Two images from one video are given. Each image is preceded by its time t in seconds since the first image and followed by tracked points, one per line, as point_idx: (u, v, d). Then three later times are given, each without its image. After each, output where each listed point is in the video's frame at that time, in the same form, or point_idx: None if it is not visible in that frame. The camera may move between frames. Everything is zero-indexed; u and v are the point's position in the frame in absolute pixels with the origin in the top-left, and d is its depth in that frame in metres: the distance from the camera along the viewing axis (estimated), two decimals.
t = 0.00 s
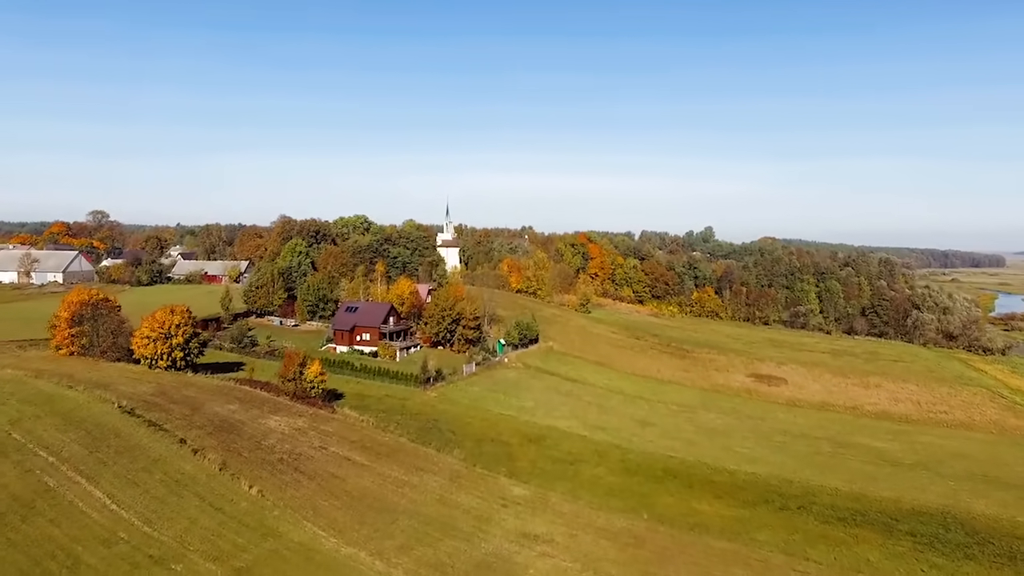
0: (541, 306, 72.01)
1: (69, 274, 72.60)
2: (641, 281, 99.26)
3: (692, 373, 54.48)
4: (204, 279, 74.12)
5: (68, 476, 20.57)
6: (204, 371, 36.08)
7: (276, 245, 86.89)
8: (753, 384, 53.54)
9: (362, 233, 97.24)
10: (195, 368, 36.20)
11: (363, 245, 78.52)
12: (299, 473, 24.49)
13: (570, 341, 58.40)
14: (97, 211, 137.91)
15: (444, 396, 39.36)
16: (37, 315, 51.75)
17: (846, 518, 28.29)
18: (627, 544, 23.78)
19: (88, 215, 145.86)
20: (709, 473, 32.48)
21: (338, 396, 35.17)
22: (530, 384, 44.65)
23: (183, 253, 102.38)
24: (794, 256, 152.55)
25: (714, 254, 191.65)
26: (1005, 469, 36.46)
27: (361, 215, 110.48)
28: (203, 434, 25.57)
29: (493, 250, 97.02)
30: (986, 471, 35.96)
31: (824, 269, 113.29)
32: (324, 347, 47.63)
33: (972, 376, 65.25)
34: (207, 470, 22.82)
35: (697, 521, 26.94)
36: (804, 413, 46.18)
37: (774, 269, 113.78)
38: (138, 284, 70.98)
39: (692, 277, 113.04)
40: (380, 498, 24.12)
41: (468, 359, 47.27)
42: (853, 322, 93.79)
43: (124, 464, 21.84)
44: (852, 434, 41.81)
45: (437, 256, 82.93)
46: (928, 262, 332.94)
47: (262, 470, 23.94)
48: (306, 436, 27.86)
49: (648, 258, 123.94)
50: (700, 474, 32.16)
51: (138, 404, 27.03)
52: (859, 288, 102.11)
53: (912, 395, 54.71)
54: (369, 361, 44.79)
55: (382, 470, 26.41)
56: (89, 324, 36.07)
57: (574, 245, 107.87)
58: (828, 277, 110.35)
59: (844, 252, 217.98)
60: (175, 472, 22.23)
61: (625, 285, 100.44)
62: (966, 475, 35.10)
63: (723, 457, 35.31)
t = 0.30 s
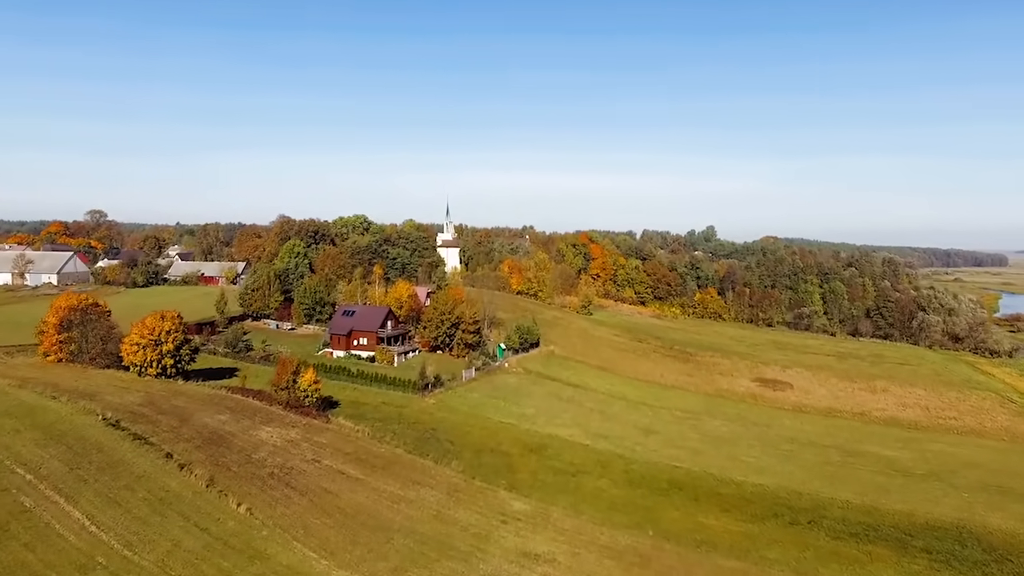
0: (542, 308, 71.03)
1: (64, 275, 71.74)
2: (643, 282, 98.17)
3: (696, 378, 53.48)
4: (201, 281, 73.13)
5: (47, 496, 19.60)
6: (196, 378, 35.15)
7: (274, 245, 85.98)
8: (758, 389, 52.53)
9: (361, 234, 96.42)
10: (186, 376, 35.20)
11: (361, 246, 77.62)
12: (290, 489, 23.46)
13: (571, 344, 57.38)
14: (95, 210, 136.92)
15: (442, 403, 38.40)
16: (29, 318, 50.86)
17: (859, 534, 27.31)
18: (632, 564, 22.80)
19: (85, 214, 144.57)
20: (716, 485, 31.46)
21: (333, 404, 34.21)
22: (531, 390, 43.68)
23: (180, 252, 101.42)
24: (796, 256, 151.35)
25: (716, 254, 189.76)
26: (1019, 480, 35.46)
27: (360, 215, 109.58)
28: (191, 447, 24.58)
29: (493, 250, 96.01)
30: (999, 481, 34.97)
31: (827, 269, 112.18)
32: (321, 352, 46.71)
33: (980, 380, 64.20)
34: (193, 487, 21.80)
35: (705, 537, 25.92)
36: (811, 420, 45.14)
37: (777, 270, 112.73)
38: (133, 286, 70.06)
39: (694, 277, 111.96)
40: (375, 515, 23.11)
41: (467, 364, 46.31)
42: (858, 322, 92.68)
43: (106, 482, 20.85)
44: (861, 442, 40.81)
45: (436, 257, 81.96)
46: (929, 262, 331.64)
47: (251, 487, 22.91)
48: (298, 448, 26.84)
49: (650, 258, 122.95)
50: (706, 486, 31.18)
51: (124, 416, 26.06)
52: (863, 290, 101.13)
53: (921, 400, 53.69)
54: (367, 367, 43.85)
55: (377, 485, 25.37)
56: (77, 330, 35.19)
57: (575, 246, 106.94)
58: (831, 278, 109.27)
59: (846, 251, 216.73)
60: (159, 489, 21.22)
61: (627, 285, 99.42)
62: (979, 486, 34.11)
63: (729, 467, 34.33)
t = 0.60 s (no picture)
0: (544, 310, 69.82)
1: (58, 277, 70.65)
2: (646, 283, 96.89)
3: (701, 383, 52.25)
4: (197, 283, 72.01)
5: (18, 521, 18.45)
6: (186, 387, 34.00)
7: (272, 246, 84.86)
8: (765, 395, 51.31)
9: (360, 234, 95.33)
10: (176, 385, 34.07)
11: (361, 246, 76.51)
12: (279, 510, 22.27)
13: (574, 349, 56.17)
14: (93, 209, 135.90)
15: (441, 413, 37.23)
16: (19, 322, 49.76)
17: (875, 554, 26.13)
18: None
19: (85, 214, 143.21)
20: (725, 500, 30.28)
21: (328, 414, 33.06)
22: (532, 397, 42.50)
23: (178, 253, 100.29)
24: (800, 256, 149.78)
25: (719, 254, 187.67)
26: None
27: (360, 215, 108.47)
28: (175, 465, 23.44)
29: (494, 251, 94.81)
30: (1018, 494, 33.77)
31: (832, 269, 110.79)
32: (317, 357, 45.57)
33: (991, 384, 62.87)
34: (175, 509, 20.62)
35: (715, 558, 24.75)
36: (820, 428, 43.93)
37: (781, 270, 111.39)
38: (129, 288, 68.95)
39: (698, 278, 110.23)
40: (368, 537, 21.92)
41: (467, 370, 45.13)
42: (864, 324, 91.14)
43: (83, 505, 19.71)
44: (873, 452, 39.59)
45: (436, 258, 80.71)
46: (933, 261, 329.72)
47: (237, 508, 21.73)
48: (289, 465, 25.67)
49: (652, 259, 121.57)
50: (714, 502, 30.00)
51: (107, 430, 24.94)
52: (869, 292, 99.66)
53: (932, 406, 52.44)
54: (364, 373, 42.70)
55: (371, 504, 24.17)
56: (64, 337, 34.09)
57: (577, 246, 105.81)
58: (836, 279, 107.90)
59: (850, 251, 215.21)
60: (139, 512, 20.05)
61: (630, 286, 98.18)
62: (997, 500, 32.92)
63: (738, 480, 33.14)
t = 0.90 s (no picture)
0: (545, 313, 68.76)
1: (53, 278, 69.75)
2: (649, 284, 95.74)
3: (707, 388, 51.18)
4: (193, 285, 70.99)
5: None
6: (176, 396, 32.97)
7: (271, 247, 83.90)
8: (772, 400, 50.23)
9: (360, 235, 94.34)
10: (167, 393, 33.04)
11: (360, 248, 75.52)
12: (268, 530, 21.18)
13: (575, 353, 55.08)
14: (92, 209, 135.12)
15: (439, 422, 36.19)
16: (10, 326, 48.78)
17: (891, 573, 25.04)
18: None
19: (84, 213, 142.34)
20: (733, 514, 29.23)
21: (323, 425, 32.04)
22: (533, 404, 41.46)
23: (176, 253, 99.33)
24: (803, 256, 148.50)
25: (721, 254, 186.53)
26: None
27: (360, 215, 107.50)
28: (160, 483, 22.41)
29: (495, 252, 93.75)
30: None
31: (836, 269, 109.47)
32: (313, 363, 44.55)
33: (1001, 389, 61.70)
34: (158, 531, 19.55)
35: None
36: (829, 436, 42.81)
37: (785, 271, 110.19)
38: (124, 290, 68.02)
39: (701, 278, 109.41)
40: (362, 558, 20.83)
41: (466, 376, 44.09)
42: (870, 326, 89.79)
43: (59, 529, 18.68)
44: (884, 462, 38.51)
45: (436, 260, 79.62)
46: (937, 261, 327.91)
47: (224, 529, 20.66)
48: (281, 480, 24.62)
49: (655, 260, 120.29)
50: (723, 516, 28.94)
51: (90, 445, 23.93)
52: (875, 294, 98.45)
53: (942, 411, 51.32)
54: (361, 380, 41.66)
55: (365, 522, 23.08)
56: (51, 344, 33.11)
57: (579, 247, 104.74)
58: (841, 279, 106.60)
59: (854, 250, 213.64)
60: (119, 535, 18.97)
61: (633, 288, 97.05)
62: (1015, 513, 31.82)
63: (746, 492, 32.08)
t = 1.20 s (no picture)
0: (547, 316, 67.52)
1: (46, 280, 68.67)
2: (652, 286, 94.39)
3: (712, 395, 49.92)
4: (189, 287, 69.83)
5: None
6: (164, 408, 31.79)
7: (268, 248, 82.76)
8: (779, 408, 48.98)
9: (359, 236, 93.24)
10: (155, 405, 31.84)
11: (358, 249, 74.34)
12: (253, 557, 19.91)
13: (578, 358, 53.85)
14: (89, 209, 134.08)
15: (437, 433, 34.98)
16: None
17: None
18: None
19: (81, 213, 141.21)
20: (743, 533, 27.98)
21: (315, 438, 30.81)
22: (535, 413, 40.22)
23: (173, 254, 98.37)
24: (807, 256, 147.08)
25: (723, 253, 185.29)
26: None
27: (359, 215, 106.43)
28: (140, 506, 21.23)
29: (496, 253, 92.52)
30: None
31: (841, 270, 108.05)
32: (308, 370, 43.37)
33: (1013, 394, 60.38)
34: (133, 560, 18.29)
35: None
36: (840, 446, 41.53)
37: (789, 272, 108.84)
38: (118, 292, 66.92)
39: (704, 279, 108.00)
40: None
41: (466, 384, 42.87)
42: (876, 328, 88.57)
43: (27, 560, 17.47)
44: (897, 474, 37.24)
45: (436, 262, 78.47)
46: (940, 260, 326.13)
47: (205, 557, 19.41)
48: (269, 501, 23.40)
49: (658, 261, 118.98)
50: (732, 535, 27.70)
51: (68, 466, 22.78)
52: (881, 296, 97.16)
53: (954, 419, 50.03)
54: (357, 388, 40.45)
55: (357, 546, 21.79)
56: (34, 353, 31.91)
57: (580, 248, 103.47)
58: (846, 280, 105.22)
59: (858, 250, 212.30)
60: (91, 565, 17.71)
61: (635, 289, 95.71)
62: None
63: (756, 508, 30.84)
